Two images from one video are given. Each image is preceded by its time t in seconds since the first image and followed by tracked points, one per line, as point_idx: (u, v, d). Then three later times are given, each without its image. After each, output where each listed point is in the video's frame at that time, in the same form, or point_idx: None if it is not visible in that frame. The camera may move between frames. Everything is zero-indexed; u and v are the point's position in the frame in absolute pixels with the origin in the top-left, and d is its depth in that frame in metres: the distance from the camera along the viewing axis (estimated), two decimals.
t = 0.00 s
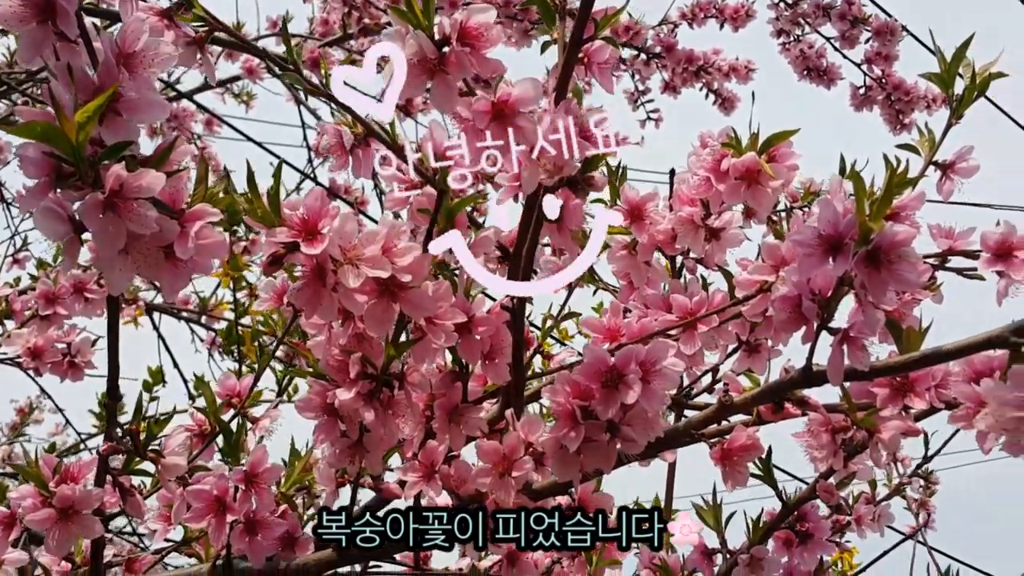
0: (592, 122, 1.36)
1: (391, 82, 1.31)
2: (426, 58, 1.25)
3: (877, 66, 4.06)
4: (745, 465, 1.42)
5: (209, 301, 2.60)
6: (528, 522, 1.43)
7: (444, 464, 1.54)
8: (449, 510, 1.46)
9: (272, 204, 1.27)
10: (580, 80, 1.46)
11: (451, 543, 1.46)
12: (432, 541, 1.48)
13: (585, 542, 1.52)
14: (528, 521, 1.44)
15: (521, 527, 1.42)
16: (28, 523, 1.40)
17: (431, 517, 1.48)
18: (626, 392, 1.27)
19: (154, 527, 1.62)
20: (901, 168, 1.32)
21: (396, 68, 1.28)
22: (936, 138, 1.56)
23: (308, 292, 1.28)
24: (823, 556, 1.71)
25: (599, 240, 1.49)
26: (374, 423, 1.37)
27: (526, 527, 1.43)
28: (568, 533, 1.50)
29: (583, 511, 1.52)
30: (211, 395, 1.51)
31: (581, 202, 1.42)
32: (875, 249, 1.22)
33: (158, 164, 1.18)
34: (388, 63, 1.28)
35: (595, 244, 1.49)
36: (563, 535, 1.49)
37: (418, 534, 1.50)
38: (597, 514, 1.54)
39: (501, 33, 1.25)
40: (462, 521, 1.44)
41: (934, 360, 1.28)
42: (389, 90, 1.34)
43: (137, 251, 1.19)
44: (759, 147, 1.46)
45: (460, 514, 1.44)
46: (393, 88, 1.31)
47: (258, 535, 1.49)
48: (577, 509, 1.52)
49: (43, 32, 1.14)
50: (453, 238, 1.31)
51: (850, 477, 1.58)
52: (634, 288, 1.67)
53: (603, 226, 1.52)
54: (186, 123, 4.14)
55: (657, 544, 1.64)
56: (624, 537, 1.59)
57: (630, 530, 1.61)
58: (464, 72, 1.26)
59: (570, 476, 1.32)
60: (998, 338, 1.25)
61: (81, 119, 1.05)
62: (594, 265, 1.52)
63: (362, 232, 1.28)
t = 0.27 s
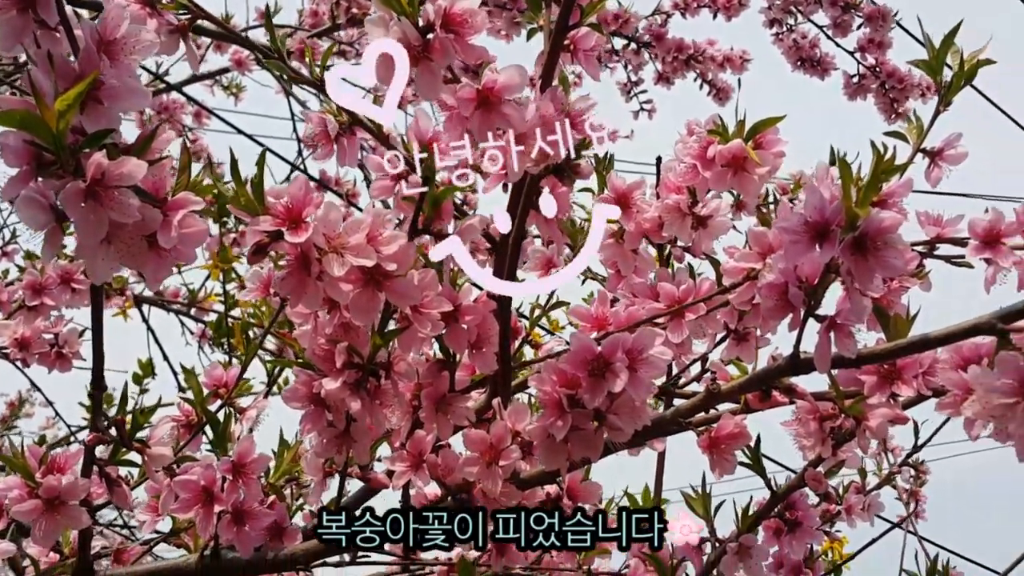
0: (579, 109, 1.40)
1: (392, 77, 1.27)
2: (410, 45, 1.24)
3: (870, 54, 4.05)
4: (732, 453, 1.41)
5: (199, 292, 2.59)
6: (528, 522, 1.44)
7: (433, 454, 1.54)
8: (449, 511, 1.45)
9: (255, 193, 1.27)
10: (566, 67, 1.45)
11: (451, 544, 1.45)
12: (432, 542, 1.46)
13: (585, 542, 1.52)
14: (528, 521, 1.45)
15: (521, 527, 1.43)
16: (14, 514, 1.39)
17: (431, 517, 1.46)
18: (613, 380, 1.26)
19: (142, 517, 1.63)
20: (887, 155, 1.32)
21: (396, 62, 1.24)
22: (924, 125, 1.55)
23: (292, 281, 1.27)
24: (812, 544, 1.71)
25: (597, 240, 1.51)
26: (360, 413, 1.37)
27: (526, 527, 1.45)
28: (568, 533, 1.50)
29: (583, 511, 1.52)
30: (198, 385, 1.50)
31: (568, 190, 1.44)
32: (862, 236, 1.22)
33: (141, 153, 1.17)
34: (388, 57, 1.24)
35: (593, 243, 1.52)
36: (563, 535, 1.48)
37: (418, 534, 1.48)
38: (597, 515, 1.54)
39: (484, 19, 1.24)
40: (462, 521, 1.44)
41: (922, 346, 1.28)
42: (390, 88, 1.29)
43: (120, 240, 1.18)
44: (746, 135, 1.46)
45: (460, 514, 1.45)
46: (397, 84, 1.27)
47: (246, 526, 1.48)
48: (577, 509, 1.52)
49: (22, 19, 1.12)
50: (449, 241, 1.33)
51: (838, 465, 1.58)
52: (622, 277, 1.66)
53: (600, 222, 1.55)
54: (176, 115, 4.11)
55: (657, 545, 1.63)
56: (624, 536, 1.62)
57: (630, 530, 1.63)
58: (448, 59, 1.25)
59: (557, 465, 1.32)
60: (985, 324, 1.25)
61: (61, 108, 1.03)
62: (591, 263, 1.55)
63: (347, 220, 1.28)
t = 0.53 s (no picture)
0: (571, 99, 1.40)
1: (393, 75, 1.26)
2: (401, 35, 1.23)
3: (863, 47, 4.04)
4: (725, 444, 1.41)
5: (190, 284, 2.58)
6: (527, 522, 1.48)
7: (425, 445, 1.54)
8: (448, 511, 1.45)
9: (246, 182, 1.24)
10: (559, 57, 1.43)
11: (451, 543, 1.45)
12: (432, 541, 1.46)
13: (584, 542, 1.52)
14: (527, 521, 1.48)
15: (520, 527, 1.47)
16: (4, 506, 1.38)
17: (431, 517, 1.46)
18: (606, 371, 1.26)
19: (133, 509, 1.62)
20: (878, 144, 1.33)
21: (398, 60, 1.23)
22: (916, 117, 1.55)
23: (284, 273, 1.26)
24: (804, 534, 1.72)
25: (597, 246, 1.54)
26: (352, 404, 1.37)
27: (526, 527, 1.48)
28: (568, 532, 1.50)
29: (583, 511, 1.52)
30: (189, 376, 1.50)
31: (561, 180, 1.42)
32: (855, 227, 1.21)
33: (131, 143, 1.16)
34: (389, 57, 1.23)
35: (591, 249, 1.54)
36: (563, 535, 1.48)
37: (418, 534, 1.48)
38: (596, 515, 1.54)
39: (476, 8, 1.23)
40: (462, 521, 1.44)
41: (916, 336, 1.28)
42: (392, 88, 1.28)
43: (110, 231, 1.17)
44: (737, 124, 1.47)
45: (460, 514, 1.44)
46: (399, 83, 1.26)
47: (237, 518, 1.48)
48: (577, 509, 1.51)
49: (11, 9, 1.09)
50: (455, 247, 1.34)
51: (831, 456, 1.59)
52: (615, 268, 1.66)
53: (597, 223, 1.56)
54: (167, 107, 4.09)
55: (657, 544, 1.61)
56: (625, 537, 1.60)
57: (631, 530, 1.61)
58: (440, 49, 1.24)
59: (549, 456, 1.32)
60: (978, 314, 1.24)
61: (50, 99, 1.02)
62: (588, 264, 1.58)
63: (338, 211, 1.27)
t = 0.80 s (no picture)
0: (563, 89, 1.40)
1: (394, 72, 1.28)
2: (392, 21, 1.22)
3: (857, 37, 4.03)
4: (717, 433, 1.41)
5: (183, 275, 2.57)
6: (528, 522, 1.46)
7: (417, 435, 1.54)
8: (449, 511, 1.51)
9: (236, 170, 1.23)
10: (551, 45, 1.43)
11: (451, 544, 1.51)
12: (432, 542, 1.49)
13: (585, 542, 1.53)
14: (528, 521, 1.46)
15: (521, 527, 1.45)
16: None
17: (431, 517, 1.49)
18: (598, 360, 1.25)
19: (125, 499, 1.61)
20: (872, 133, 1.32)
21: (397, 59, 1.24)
22: (910, 105, 1.55)
23: (275, 260, 1.25)
24: (796, 524, 1.72)
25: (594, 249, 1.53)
26: (343, 394, 1.36)
27: (526, 527, 1.46)
28: (568, 532, 1.51)
29: (583, 512, 1.52)
30: (180, 365, 1.49)
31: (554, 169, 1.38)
32: (848, 214, 1.21)
33: (119, 129, 1.14)
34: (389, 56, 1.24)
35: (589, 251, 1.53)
36: (563, 535, 1.50)
37: (418, 534, 1.48)
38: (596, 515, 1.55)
39: None
40: (462, 521, 1.52)
41: (908, 325, 1.27)
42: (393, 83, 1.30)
43: (98, 218, 1.16)
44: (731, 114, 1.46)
45: (460, 514, 1.52)
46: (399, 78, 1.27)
47: (228, 507, 1.49)
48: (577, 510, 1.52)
49: None
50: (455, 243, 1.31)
51: (823, 446, 1.58)
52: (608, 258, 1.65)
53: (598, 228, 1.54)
54: (160, 97, 4.07)
55: (657, 544, 1.59)
56: (625, 537, 1.59)
57: (631, 530, 1.60)
58: (431, 35, 1.23)
59: (541, 445, 1.31)
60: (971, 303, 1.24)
61: (37, 81, 1.01)
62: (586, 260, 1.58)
63: (329, 198, 1.26)
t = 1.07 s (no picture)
0: (554, 80, 1.38)
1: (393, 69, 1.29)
2: (380, 11, 1.21)
3: (851, 30, 4.02)
4: (707, 425, 1.41)
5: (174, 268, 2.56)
6: (527, 522, 1.50)
7: (408, 427, 1.54)
8: (449, 511, 1.56)
9: (223, 161, 1.22)
10: (541, 36, 1.43)
11: (451, 543, 1.56)
12: (432, 541, 1.55)
13: (585, 542, 1.57)
14: (527, 521, 1.50)
15: (521, 526, 1.49)
16: None
17: (431, 517, 1.55)
18: (587, 351, 1.25)
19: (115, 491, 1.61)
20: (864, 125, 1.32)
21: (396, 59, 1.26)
22: (902, 97, 1.55)
23: (263, 251, 1.25)
24: (787, 516, 1.72)
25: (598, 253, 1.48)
26: (333, 386, 1.36)
27: (526, 526, 1.50)
28: (568, 532, 1.56)
29: (581, 511, 1.58)
30: (170, 357, 1.49)
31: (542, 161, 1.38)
32: (837, 206, 1.21)
33: (105, 119, 1.14)
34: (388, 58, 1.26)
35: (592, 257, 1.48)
36: (562, 535, 1.55)
37: (417, 534, 1.54)
38: (596, 514, 1.58)
39: None
40: (462, 521, 1.57)
41: (898, 317, 1.27)
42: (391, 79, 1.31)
43: (83, 209, 1.15)
44: (722, 105, 1.45)
45: (460, 514, 1.57)
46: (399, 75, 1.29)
47: (218, 500, 1.48)
48: (576, 510, 1.58)
49: None
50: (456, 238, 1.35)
51: (814, 438, 1.58)
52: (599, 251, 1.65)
53: (600, 231, 1.54)
54: (153, 89, 4.06)
55: (658, 544, 1.58)
56: (625, 537, 1.59)
57: (631, 530, 1.59)
58: (419, 25, 1.22)
59: (530, 437, 1.31)
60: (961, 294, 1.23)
61: (21, 72, 0.98)
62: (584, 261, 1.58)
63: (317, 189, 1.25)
